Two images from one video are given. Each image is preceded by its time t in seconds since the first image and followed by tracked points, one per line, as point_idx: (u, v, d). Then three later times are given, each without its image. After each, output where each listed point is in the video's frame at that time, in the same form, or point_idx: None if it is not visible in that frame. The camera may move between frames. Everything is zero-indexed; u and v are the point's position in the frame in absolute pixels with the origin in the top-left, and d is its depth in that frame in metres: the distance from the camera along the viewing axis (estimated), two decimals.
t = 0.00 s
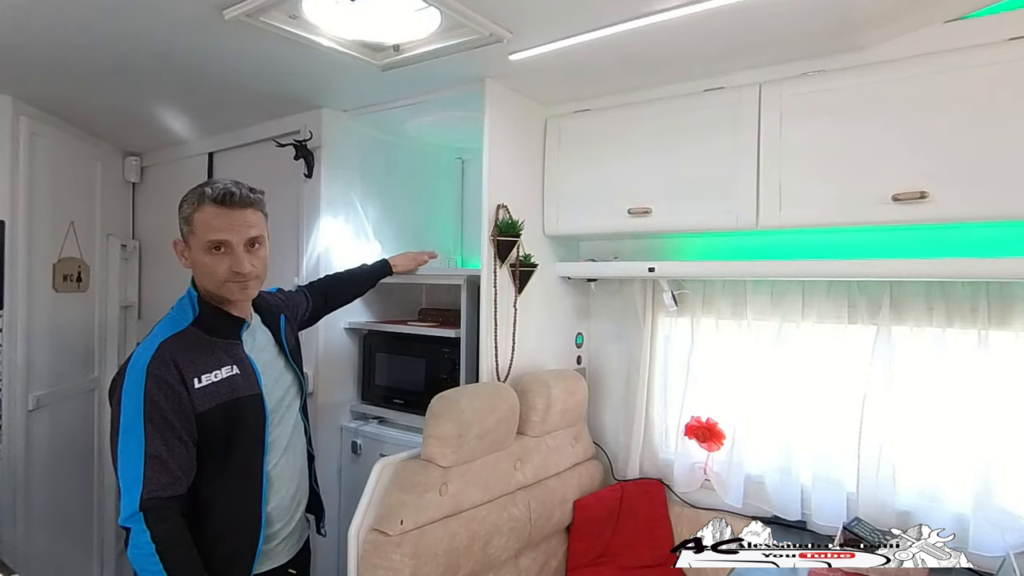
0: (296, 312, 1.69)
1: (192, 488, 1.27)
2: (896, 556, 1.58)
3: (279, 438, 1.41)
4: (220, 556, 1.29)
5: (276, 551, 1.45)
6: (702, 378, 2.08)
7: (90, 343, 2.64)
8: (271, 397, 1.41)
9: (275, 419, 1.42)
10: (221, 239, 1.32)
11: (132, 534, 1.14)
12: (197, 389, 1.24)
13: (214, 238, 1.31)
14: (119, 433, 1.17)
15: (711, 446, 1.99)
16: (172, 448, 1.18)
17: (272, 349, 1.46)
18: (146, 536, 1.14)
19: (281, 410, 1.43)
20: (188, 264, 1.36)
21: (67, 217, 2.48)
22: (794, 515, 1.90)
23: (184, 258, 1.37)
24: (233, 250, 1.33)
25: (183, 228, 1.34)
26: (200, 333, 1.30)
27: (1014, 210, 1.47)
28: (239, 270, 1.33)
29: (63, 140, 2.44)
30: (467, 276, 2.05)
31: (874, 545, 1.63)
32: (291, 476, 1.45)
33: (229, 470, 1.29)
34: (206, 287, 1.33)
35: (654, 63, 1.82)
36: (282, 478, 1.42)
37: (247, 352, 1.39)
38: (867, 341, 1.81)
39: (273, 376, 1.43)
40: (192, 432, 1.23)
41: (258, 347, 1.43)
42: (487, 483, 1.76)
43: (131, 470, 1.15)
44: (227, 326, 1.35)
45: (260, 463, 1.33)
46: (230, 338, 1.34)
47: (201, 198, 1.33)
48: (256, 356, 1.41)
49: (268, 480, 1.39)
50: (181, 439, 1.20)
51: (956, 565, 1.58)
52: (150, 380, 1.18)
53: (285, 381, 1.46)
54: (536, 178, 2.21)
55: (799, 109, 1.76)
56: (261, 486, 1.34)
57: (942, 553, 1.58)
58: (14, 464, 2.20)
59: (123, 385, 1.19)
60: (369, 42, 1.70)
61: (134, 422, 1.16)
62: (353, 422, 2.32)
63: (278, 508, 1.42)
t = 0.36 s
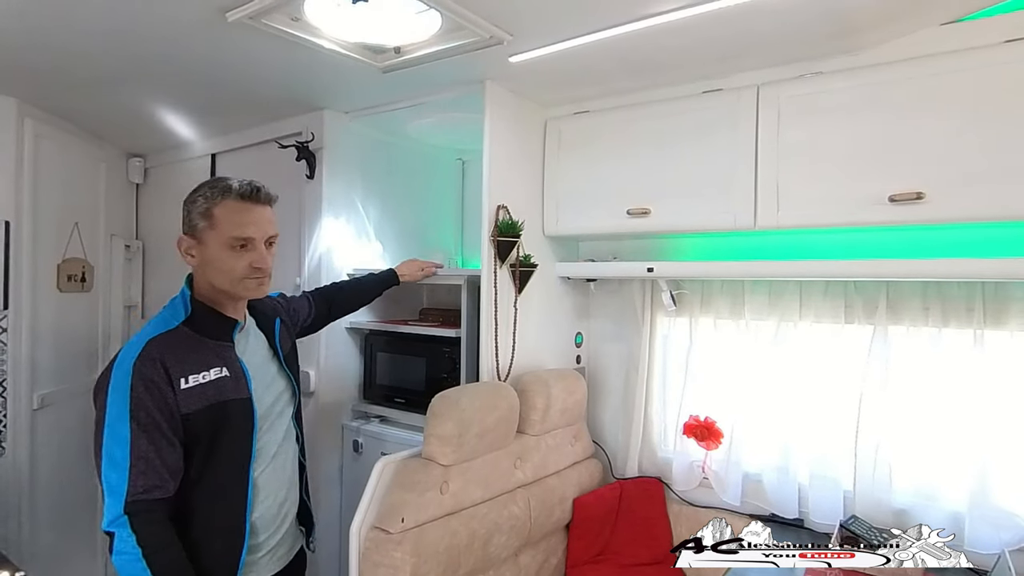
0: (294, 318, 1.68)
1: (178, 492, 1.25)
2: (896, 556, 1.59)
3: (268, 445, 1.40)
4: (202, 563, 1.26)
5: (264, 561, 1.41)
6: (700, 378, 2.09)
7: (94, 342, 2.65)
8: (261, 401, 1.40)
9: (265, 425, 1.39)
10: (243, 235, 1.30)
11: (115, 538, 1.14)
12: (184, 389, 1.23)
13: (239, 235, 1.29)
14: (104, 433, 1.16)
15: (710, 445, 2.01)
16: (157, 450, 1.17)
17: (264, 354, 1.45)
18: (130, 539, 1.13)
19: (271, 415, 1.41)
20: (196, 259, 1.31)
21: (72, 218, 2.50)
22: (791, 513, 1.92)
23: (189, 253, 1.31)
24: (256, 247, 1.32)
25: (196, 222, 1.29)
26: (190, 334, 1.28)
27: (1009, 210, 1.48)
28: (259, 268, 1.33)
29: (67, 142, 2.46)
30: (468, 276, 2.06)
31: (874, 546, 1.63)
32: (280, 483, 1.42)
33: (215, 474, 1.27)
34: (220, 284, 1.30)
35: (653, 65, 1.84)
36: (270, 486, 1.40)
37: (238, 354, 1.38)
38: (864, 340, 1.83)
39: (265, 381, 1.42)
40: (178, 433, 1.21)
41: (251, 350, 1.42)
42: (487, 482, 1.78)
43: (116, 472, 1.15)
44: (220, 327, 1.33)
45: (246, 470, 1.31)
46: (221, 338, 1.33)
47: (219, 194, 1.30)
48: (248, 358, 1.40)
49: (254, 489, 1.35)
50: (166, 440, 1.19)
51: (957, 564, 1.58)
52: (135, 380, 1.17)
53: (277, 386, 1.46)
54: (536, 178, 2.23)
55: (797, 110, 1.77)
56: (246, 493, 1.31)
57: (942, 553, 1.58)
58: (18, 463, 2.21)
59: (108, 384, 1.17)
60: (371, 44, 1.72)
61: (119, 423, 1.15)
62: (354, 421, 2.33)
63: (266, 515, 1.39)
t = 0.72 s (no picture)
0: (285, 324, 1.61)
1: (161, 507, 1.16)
2: (896, 556, 1.60)
3: (258, 456, 1.31)
4: None
5: None
6: (699, 377, 2.11)
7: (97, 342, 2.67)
8: (250, 410, 1.31)
9: (253, 434, 1.31)
10: (235, 226, 1.24)
11: (90, 558, 1.03)
12: (167, 398, 1.13)
13: (232, 225, 1.23)
14: (80, 447, 1.05)
15: (709, 443, 2.03)
16: (139, 464, 1.06)
17: (253, 360, 1.37)
18: (107, 559, 1.02)
19: (260, 425, 1.33)
20: (182, 256, 1.22)
21: (76, 219, 2.52)
22: (788, 510, 1.93)
23: (174, 250, 1.21)
24: (248, 238, 1.26)
25: (182, 215, 1.21)
26: (173, 339, 1.19)
27: (1003, 211, 1.50)
28: (252, 259, 1.26)
29: (72, 143, 2.48)
30: (468, 276, 2.08)
31: (874, 545, 1.64)
32: (271, 495, 1.34)
33: (199, 489, 1.17)
34: (213, 279, 1.22)
35: (652, 67, 1.85)
36: (261, 499, 1.31)
37: (225, 360, 1.29)
38: (861, 340, 1.84)
39: (253, 388, 1.34)
40: (160, 445, 1.11)
41: (238, 356, 1.34)
42: (487, 480, 1.79)
43: (94, 489, 1.04)
44: (204, 331, 1.24)
45: (234, 483, 1.22)
46: (207, 345, 1.24)
47: (206, 184, 1.23)
48: (235, 364, 1.32)
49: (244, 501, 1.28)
50: (149, 454, 1.08)
51: (957, 564, 1.60)
52: (115, 389, 1.07)
53: (266, 393, 1.37)
54: (536, 179, 2.25)
55: (794, 112, 1.79)
56: (236, 506, 1.23)
57: (942, 553, 1.60)
58: (23, 462, 2.24)
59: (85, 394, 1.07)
60: (372, 46, 1.73)
61: (97, 435, 1.05)
62: (355, 420, 2.35)
63: (255, 531, 1.31)
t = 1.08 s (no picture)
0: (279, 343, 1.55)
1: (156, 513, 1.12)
2: (896, 556, 1.58)
3: (257, 459, 1.29)
4: None
5: None
6: (698, 377, 2.13)
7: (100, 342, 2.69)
8: (247, 412, 1.28)
9: (253, 437, 1.29)
10: (259, 218, 1.28)
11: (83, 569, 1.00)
12: (162, 401, 1.10)
13: (259, 216, 1.28)
14: (71, 452, 1.02)
15: (707, 442, 2.05)
16: (133, 470, 1.04)
17: (249, 361, 1.34)
18: (101, 569, 1.00)
19: (258, 427, 1.30)
20: (214, 244, 1.20)
21: (79, 219, 2.54)
22: (786, 508, 1.95)
23: (205, 236, 1.19)
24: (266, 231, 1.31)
25: (216, 203, 1.21)
26: (166, 341, 1.16)
27: (998, 211, 1.52)
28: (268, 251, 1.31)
29: (75, 144, 2.50)
30: (468, 276, 2.09)
31: (875, 546, 1.65)
32: (271, 499, 1.31)
33: (197, 495, 1.14)
34: (243, 266, 1.24)
35: (651, 69, 1.87)
36: (261, 503, 1.29)
37: (221, 361, 1.26)
38: (858, 340, 1.86)
39: (250, 391, 1.31)
40: (155, 450, 1.09)
41: (234, 357, 1.31)
42: (487, 478, 1.81)
43: (87, 496, 1.01)
44: (198, 331, 1.21)
45: (232, 488, 1.19)
46: (201, 345, 1.21)
47: (227, 179, 1.27)
48: (231, 366, 1.29)
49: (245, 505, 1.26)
50: (144, 459, 1.06)
51: (957, 564, 1.57)
52: (107, 392, 1.04)
53: (265, 397, 1.34)
54: (536, 180, 2.26)
55: (792, 113, 1.80)
56: (237, 511, 1.20)
57: (942, 553, 1.57)
58: (27, 460, 2.26)
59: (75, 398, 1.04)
60: (373, 48, 1.75)
61: (90, 441, 1.02)
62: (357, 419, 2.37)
63: (256, 536, 1.28)
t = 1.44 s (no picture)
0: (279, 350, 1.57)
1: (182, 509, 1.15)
2: (896, 556, 1.58)
3: (272, 454, 1.30)
4: None
5: None
6: (696, 376, 2.14)
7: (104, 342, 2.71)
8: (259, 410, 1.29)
9: (267, 432, 1.30)
10: (256, 217, 1.30)
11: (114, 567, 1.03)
12: (186, 399, 1.12)
13: (256, 216, 1.29)
14: (98, 453, 1.05)
15: (705, 441, 2.05)
16: (161, 467, 1.08)
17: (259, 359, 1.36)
18: (135, 567, 1.03)
19: (272, 423, 1.32)
20: (214, 244, 1.22)
21: (84, 220, 2.55)
22: (783, 506, 1.96)
23: (205, 236, 1.21)
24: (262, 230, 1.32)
25: (214, 203, 1.22)
26: (185, 339, 1.18)
27: (991, 212, 1.53)
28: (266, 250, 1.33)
29: (79, 145, 2.51)
30: (468, 276, 2.11)
31: (874, 545, 1.65)
32: (285, 494, 1.34)
33: (222, 491, 1.15)
34: (244, 264, 1.26)
35: (650, 71, 1.88)
36: (277, 497, 1.31)
37: (234, 358, 1.27)
38: (855, 339, 1.88)
39: (262, 388, 1.33)
40: (180, 447, 1.11)
41: (248, 354, 1.33)
42: (488, 477, 1.82)
43: (118, 495, 1.04)
44: (211, 329, 1.23)
45: (255, 481, 1.21)
46: (216, 343, 1.23)
47: (223, 180, 1.28)
48: (246, 362, 1.31)
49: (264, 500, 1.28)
50: (171, 456, 1.09)
51: (959, 565, 1.56)
52: (135, 392, 1.08)
53: (270, 396, 1.34)
54: (536, 180, 2.28)
55: (790, 115, 1.82)
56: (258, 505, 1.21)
57: (943, 553, 1.57)
58: (32, 459, 2.28)
59: (101, 399, 1.07)
60: (374, 51, 1.77)
61: (120, 440, 1.06)
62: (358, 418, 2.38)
63: (273, 531, 1.30)
